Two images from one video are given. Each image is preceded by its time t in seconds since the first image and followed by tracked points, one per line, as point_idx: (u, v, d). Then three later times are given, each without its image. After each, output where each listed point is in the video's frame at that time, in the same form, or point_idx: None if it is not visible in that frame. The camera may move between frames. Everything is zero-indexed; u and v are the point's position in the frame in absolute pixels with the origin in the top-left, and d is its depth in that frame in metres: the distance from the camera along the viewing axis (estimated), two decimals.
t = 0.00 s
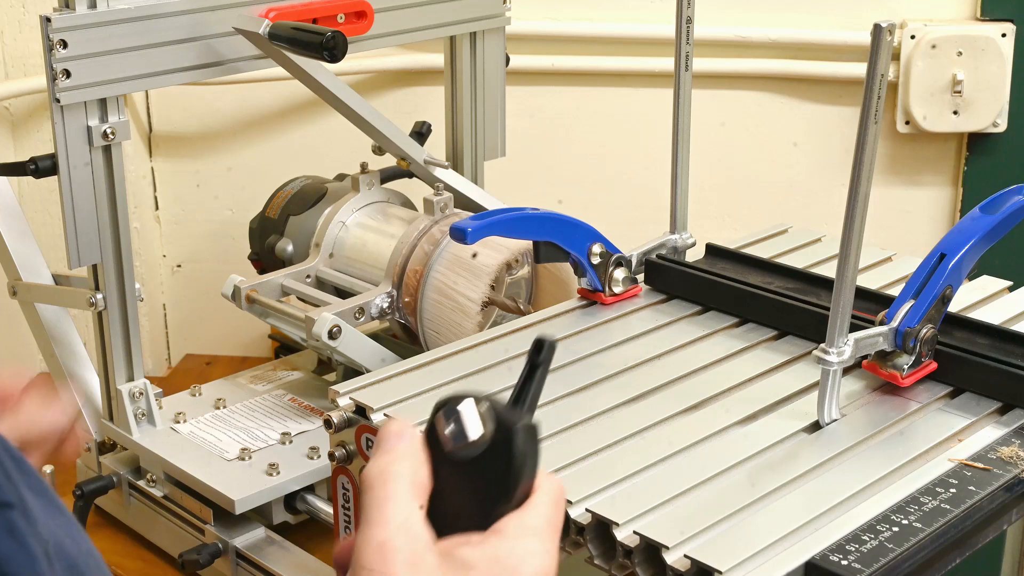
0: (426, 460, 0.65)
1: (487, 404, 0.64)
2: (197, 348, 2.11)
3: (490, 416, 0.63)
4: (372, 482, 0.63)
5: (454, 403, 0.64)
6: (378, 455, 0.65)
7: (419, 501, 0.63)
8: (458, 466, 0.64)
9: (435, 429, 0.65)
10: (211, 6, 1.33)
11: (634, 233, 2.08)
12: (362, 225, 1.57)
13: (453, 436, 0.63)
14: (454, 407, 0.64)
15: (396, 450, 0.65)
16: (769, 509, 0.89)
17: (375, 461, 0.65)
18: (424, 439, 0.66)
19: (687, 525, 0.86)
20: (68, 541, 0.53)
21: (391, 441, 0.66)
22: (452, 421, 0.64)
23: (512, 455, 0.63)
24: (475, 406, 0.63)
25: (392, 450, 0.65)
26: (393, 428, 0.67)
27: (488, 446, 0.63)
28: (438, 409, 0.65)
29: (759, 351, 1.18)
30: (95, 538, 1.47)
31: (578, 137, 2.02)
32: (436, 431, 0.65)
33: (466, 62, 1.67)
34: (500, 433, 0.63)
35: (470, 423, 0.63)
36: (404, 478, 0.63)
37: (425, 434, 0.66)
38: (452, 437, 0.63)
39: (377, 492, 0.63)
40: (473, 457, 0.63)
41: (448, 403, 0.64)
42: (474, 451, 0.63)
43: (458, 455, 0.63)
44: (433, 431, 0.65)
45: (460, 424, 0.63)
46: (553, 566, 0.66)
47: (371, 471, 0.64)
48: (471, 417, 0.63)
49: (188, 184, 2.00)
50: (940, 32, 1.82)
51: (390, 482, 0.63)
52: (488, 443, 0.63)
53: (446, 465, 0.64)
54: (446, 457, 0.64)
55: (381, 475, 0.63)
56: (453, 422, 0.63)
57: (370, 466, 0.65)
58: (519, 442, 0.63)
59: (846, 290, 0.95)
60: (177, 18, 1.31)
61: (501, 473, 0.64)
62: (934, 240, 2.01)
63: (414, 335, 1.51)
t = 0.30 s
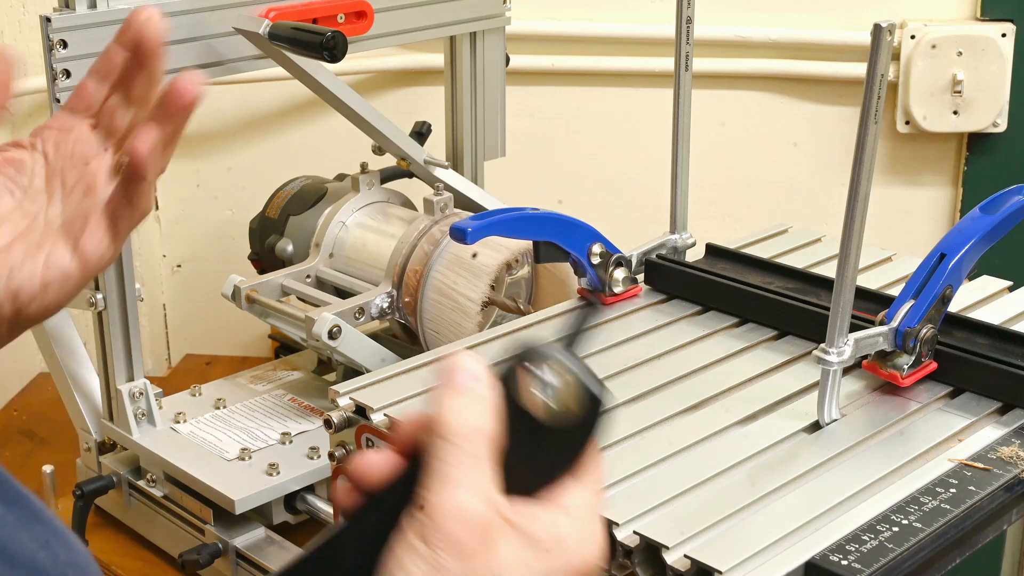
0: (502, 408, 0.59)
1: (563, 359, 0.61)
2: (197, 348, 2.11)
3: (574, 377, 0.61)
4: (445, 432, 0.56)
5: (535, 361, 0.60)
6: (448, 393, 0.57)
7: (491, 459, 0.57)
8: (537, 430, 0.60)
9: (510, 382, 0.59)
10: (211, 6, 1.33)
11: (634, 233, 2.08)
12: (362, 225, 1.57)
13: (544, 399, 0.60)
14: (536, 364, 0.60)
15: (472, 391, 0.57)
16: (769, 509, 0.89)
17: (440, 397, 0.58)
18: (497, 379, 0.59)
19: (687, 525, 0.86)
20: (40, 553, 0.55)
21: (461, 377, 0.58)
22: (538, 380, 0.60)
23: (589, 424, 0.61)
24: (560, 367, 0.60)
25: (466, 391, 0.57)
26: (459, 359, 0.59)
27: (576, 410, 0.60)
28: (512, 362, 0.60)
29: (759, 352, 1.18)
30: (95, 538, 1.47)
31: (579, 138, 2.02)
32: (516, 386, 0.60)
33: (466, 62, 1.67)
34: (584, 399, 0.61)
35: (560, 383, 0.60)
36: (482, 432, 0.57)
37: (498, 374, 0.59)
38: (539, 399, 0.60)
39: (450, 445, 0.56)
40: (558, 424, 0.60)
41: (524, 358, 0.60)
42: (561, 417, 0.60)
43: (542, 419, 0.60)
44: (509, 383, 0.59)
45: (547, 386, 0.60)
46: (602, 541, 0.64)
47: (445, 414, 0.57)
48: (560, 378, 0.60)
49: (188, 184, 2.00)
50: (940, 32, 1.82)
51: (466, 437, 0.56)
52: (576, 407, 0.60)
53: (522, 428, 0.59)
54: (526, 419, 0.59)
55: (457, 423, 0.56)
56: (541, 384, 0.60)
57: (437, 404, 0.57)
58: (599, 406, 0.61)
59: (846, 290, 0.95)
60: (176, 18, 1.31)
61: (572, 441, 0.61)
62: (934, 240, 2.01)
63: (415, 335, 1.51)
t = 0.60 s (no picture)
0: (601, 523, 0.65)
1: (676, 497, 0.65)
2: (197, 348, 2.11)
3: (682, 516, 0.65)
4: (550, 531, 0.63)
5: (650, 493, 0.64)
6: (559, 495, 0.64)
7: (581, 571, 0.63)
8: (630, 556, 0.66)
9: (619, 504, 0.65)
10: (211, 6, 1.33)
11: (634, 233, 2.08)
12: (362, 225, 1.57)
13: (649, 532, 0.65)
14: (651, 496, 0.64)
15: (580, 499, 0.64)
16: (769, 510, 0.89)
17: (551, 497, 0.65)
18: (607, 498, 0.65)
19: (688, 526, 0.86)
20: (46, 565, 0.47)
21: (573, 486, 0.65)
22: (648, 512, 0.65)
23: (681, 564, 0.67)
24: (671, 504, 0.65)
25: (575, 498, 0.64)
26: (574, 470, 0.66)
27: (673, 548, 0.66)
28: (625, 489, 0.65)
29: (759, 351, 1.18)
30: (95, 538, 1.47)
31: (579, 138, 2.02)
32: (625, 511, 0.65)
33: (466, 62, 1.67)
34: (683, 540, 0.66)
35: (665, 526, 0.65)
36: (582, 541, 0.63)
37: (610, 494, 0.65)
38: (644, 531, 0.65)
39: (551, 546, 0.62)
40: (653, 556, 0.66)
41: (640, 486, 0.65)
42: (657, 552, 0.66)
43: (639, 548, 0.65)
44: (619, 507, 0.65)
45: (655, 520, 0.65)
46: None
47: (552, 515, 0.63)
48: (671, 517, 0.65)
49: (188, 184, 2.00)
50: (940, 32, 1.82)
51: (567, 542, 0.62)
52: (674, 545, 0.66)
53: (617, 549, 0.66)
54: (625, 542, 0.65)
55: (561, 527, 0.63)
56: (649, 518, 0.65)
57: (547, 503, 0.64)
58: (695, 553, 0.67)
59: (846, 290, 0.95)
60: (176, 18, 1.31)
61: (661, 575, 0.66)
62: (934, 240, 2.01)
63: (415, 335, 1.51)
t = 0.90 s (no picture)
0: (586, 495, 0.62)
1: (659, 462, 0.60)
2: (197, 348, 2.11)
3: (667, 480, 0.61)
4: (535, 508, 0.60)
5: (632, 460, 0.60)
6: (539, 471, 0.61)
7: (570, 543, 0.61)
8: (617, 525, 0.62)
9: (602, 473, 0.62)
10: (211, 6, 1.33)
11: (633, 233, 2.08)
12: (362, 225, 1.57)
13: (633, 498, 0.61)
14: (632, 463, 0.60)
15: (562, 474, 0.61)
16: (769, 510, 0.89)
17: (532, 473, 0.62)
18: (588, 470, 0.63)
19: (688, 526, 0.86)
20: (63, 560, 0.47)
21: (555, 460, 0.62)
22: (630, 479, 0.61)
23: (670, 530, 0.63)
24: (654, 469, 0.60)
25: (557, 474, 0.61)
26: (554, 444, 0.63)
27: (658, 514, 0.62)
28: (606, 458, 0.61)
29: (759, 351, 1.18)
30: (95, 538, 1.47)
31: (579, 138, 2.02)
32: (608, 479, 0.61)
33: (466, 61, 1.67)
34: (669, 506, 0.62)
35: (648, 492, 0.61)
36: (567, 514, 0.60)
37: (590, 466, 0.63)
38: (628, 496, 0.61)
39: (536, 522, 0.60)
40: (640, 523, 0.62)
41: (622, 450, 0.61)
42: (642, 517, 0.62)
43: (625, 515, 0.62)
44: (601, 476, 0.62)
45: (639, 486, 0.61)
46: None
47: (535, 491, 0.61)
48: (654, 482, 0.60)
49: (188, 184, 2.00)
50: (940, 32, 1.82)
51: (552, 517, 0.60)
52: (660, 511, 0.62)
53: (602, 517, 0.62)
54: (609, 511, 0.62)
55: (545, 503, 0.60)
56: (632, 483, 0.61)
57: (529, 479, 0.61)
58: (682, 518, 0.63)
59: (846, 290, 0.95)
60: (176, 18, 1.31)
61: (651, 544, 0.63)
62: (934, 240, 2.01)
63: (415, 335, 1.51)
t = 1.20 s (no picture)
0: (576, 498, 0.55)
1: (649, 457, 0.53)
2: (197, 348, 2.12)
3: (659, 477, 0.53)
4: (523, 509, 0.55)
5: (619, 457, 0.53)
6: (527, 473, 0.56)
7: (563, 549, 0.55)
8: (608, 531, 0.55)
9: (591, 473, 0.55)
10: (211, 6, 1.33)
11: (633, 233, 2.08)
12: (362, 225, 1.57)
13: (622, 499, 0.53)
14: (619, 462, 0.53)
15: (552, 475, 0.56)
16: (769, 510, 0.89)
17: (521, 474, 0.56)
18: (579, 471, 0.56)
19: (688, 526, 0.86)
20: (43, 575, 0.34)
21: (544, 460, 0.56)
22: (618, 476, 0.53)
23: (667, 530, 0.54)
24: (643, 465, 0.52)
25: (547, 475, 0.56)
26: (544, 444, 0.57)
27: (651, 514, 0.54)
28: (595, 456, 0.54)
29: (759, 351, 1.18)
30: (94, 538, 1.47)
31: (579, 138, 2.02)
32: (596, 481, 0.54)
33: (466, 61, 1.67)
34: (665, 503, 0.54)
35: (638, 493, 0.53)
36: (557, 516, 0.55)
37: (581, 466, 0.56)
38: (618, 497, 0.54)
39: (523, 526, 0.55)
40: (631, 525, 0.54)
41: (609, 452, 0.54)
42: (634, 519, 0.54)
43: (615, 516, 0.54)
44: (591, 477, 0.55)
45: (629, 485, 0.53)
46: None
47: (524, 493, 0.55)
48: (644, 479, 0.53)
49: (188, 184, 2.00)
50: (940, 32, 1.82)
51: (538, 521, 0.54)
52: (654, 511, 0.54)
53: (591, 522, 0.55)
54: (598, 513, 0.55)
55: (534, 504, 0.55)
56: (620, 482, 0.53)
57: (518, 480, 0.56)
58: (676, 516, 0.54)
59: (846, 290, 0.95)
60: (176, 18, 1.31)
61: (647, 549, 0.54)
62: (934, 240, 2.01)
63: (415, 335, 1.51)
